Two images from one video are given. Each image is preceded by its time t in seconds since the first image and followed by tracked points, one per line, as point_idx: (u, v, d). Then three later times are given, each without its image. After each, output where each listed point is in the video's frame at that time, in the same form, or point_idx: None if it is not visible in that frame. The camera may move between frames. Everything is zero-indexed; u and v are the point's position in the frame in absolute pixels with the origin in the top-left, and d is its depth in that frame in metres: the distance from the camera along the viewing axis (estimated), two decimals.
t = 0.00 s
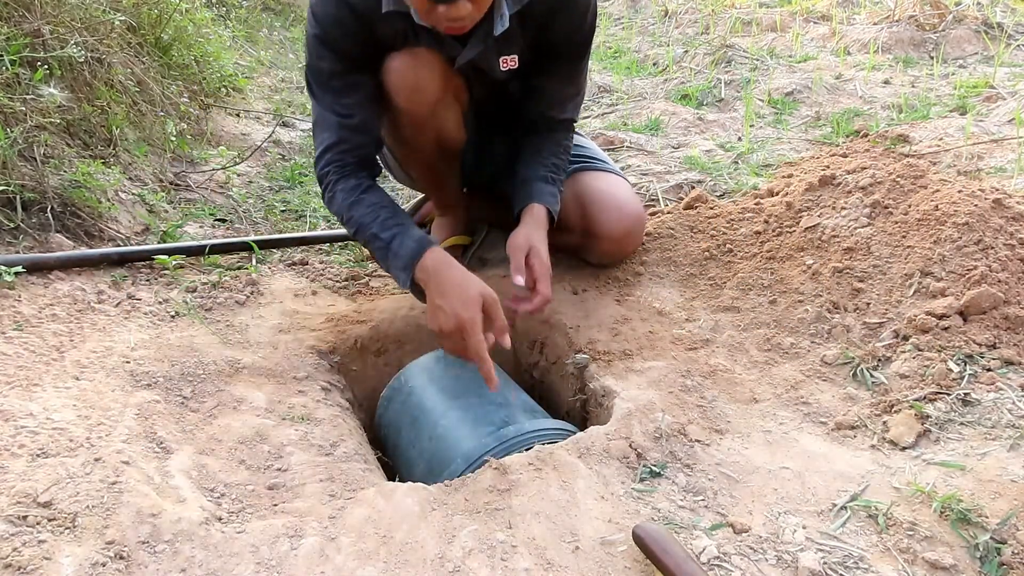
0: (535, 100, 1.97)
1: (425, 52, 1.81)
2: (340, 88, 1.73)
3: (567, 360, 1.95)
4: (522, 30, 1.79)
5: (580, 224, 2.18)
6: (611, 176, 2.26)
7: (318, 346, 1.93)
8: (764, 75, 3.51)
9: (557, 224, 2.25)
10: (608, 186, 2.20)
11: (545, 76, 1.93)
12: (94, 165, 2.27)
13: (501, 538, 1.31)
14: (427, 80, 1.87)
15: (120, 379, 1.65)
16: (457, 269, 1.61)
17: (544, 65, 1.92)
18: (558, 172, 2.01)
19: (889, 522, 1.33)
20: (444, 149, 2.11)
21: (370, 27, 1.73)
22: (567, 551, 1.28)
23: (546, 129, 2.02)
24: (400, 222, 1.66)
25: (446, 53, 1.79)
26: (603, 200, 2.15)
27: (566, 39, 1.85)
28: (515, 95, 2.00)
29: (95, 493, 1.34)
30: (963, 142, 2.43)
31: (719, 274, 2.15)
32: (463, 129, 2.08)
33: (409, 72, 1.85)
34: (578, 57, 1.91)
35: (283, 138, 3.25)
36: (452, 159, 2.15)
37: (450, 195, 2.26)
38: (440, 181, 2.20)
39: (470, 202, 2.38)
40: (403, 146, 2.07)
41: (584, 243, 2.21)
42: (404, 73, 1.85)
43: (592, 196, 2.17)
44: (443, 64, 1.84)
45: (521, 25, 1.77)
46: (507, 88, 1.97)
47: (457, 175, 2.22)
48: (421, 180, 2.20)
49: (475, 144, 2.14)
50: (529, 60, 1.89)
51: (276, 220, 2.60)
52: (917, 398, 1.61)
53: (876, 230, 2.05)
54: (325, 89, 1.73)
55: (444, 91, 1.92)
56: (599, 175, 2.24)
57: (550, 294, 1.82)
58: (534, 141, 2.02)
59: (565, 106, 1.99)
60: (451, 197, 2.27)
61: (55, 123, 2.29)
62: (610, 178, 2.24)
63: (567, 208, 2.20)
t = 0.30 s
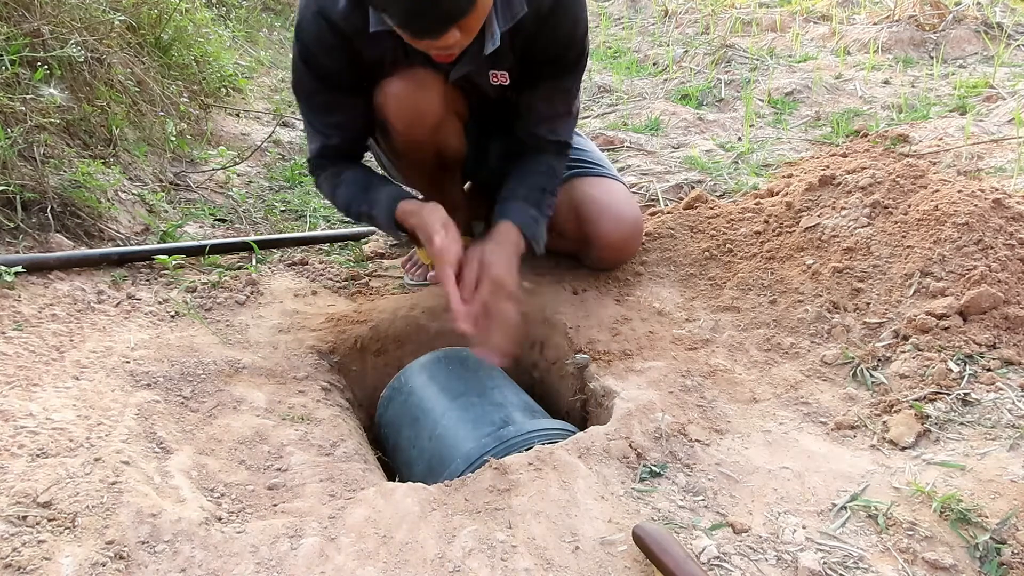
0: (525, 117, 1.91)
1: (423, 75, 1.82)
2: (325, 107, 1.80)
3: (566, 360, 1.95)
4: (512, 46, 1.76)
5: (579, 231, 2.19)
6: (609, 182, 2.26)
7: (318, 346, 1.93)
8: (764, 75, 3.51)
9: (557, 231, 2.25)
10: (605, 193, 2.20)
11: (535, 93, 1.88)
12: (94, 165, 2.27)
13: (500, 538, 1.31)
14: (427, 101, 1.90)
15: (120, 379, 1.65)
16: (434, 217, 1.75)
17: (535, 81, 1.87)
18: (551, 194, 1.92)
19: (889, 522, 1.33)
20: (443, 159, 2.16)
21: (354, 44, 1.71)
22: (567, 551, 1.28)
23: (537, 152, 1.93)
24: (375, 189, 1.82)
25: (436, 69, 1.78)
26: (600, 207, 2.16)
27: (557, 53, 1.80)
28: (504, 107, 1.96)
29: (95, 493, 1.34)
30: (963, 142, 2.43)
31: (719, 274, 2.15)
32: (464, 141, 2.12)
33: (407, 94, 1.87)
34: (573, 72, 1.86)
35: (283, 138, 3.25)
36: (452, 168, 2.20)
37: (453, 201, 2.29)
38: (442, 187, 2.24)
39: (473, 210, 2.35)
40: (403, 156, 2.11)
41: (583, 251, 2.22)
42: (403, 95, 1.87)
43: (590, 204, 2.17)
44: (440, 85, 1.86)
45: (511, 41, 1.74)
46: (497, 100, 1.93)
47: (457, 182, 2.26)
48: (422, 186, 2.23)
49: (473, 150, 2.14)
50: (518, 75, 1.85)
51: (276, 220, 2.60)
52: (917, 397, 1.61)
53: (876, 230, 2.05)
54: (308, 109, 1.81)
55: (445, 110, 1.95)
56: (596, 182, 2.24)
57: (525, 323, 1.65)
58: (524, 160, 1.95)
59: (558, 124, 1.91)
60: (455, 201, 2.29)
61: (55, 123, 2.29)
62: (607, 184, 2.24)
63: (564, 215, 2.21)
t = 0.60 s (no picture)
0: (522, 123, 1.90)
1: (411, 83, 1.81)
2: (316, 119, 1.69)
3: (567, 360, 1.95)
4: (505, 55, 1.73)
5: (579, 232, 2.19)
6: (608, 182, 2.25)
7: (318, 347, 1.93)
8: (764, 75, 3.51)
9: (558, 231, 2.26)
10: (605, 193, 2.20)
11: (530, 100, 1.86)
12: (94, 166, 2.27)
13: (500, 538, 1.31)
14: (415, 106, 1.89)
15: (120, 379, 1.65)
16: (400, 349, 1.67)
17: (530, 88, 1.85)
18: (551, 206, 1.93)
19: (889, 522, 1.33)
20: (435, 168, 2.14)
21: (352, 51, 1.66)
22: (567, 552, 1.28)
23: (532, 161, 1.93)
24: (359, 283, 1.70)
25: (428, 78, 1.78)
26: (600, 206, 2.16)
27: (551, 59, 1.78)
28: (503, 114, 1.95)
29: (95, 493, 1.34)
30: (963, 142, 2.43)
31: (719, 274, 2.15)
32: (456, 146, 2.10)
33: (395, 100, 1.86)
34: (567, 78, 1.85)
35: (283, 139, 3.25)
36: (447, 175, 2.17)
37: (450, 203, 2.24)
38: (437, 192, 2.21)
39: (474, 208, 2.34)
40: (396, 165, 2.10)
41: (583, 252, 2.22)
42: (391, 101, 1.86)
43: (589, 205, 2.16)
44: (427, 91, 1.84)
45: (502, 50, 1.71)
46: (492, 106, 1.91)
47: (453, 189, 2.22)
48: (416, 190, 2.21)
49: (469, 151, 2.13)
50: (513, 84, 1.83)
51: (276, 220, 2.60)
52: (917, 398, 1.61)
53: (876, 230, 2.05)
54: (299, 121, 1.69)
55: (433, 115, 1.94)
56: (595, 183, 2.23)
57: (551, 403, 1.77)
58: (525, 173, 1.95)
59: (555, 132, 1.90)
60: (451, 203, 2.24)
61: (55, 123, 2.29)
62: (606, 185, 2.24)
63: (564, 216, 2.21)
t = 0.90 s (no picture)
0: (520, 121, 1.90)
1: (405, 80, 1.84)
2: (310, 114, 1.70)
3: (567, 360, 1.95)
4: (503, 54, 1.74)
5: (579, 233, 2.19)
6: (608, 183, 2.25)
7: (318, 346, 1.93)
8: (764, 75, 3.51)
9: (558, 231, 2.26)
10: (604, 193, 2.20)
11: (528, 98, 1.87)
12: (94, 166, 2.27)
13: (501, 538, 1.31)
14: (410, 103, 1.91)
15: (120, 379, 1.64)
16: (390, 329, 1.66)
17: (529, 87, 1.86)
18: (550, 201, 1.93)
19: (889, 522, 1.33)
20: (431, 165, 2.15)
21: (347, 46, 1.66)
22: (567, 552, 1.28)
23: (533, 159, 1.92)
24: (345, 264, 1.70)
25: (423, 74, 1.79)
26: (598, 206, 2.16)
27: (550, 59, 1.79)
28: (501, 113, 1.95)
29: (95, 493, 1.34)
30: (963, 142, 2.43)
31: (719, 274, 2.15)
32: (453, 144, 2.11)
33: (390, 97, 1.88)
34: (566, 77, 1.86)
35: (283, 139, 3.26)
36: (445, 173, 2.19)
37: (449, 203, 2.25)
38: (436, 191, 2.21)
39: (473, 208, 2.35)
40: (392, 163, 2.12)
41: (584, 252, 2.22)
42: (385, 98, 1.88)
43: (589, 206, 2.17)
44: (421, 87, 1.87)
45: (500, 49, 1.72)
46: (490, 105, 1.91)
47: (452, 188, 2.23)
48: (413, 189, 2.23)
49: (467, 150, 2.13)
50: (512, 82, 1.84)
51: (276, 220, 2.60)
52: (917, 397, 1.61)
53: (876, 230, 2.05)
54: (292, 116, 1.70)
55: (428, 113, 1.95)
56: (595, 183, 2.23)
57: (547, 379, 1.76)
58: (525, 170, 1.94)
59: (554, 132, 1.91)
60: (450, 202, 2.24)
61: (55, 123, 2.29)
62: (606, 186, 2.24)
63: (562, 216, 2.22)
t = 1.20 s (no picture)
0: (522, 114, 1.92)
1: (400, 75, 1.88)
2: (303, 101, 1.70)
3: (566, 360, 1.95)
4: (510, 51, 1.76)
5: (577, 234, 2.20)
6: (606, 182, 2.25)
7: (318, 346, 1.93)
8: (764, 75, 3.51)
9: (557, 231, 2.27)
10: (602, 193, 2.21)
11: (531, 96, 1.90)
12: (94, 166, 2.27)
13: (501, 538, 1.31)
14: (403, 98, 1.96)
15: (120, 379, 1.64)
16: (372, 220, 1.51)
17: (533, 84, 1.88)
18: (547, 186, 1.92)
19: (889, 522, 1.33)
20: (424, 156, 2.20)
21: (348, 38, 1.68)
22: (567, 552, 1.29)
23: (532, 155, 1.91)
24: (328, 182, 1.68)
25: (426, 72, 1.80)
26: (597, 206, 2.16)
27: (554, 55, 1.83)
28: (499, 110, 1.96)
29: (95, 493, 1.34)
30: (963, 142, 2.43)
31: (719, 274, 2.15)
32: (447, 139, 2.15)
33: (384, 92, 1.93)
34: (568, 76, 1.90)
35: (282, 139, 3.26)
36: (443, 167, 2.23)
37: (446, 200, 2.29)
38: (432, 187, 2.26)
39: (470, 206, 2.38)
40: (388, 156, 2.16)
41: (583, 252, 2.22)
42: (380, 94, 1.93)
43: (587, 206, 2.17)
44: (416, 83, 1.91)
45: (508, 49, 1.75)
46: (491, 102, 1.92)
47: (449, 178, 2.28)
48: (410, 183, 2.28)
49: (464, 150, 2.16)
50: (513, 80, 1.87)
51: (275, 220, 2.59)
52: (917, 397, 1.61)
53: (876, 230, 2.05)
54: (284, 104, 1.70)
55: (421, 108, 2.00)
56: (593, 183, 2.24)
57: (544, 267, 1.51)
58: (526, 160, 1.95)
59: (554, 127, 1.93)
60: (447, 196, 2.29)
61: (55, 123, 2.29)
62: (605, 185, 2.24)
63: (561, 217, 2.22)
